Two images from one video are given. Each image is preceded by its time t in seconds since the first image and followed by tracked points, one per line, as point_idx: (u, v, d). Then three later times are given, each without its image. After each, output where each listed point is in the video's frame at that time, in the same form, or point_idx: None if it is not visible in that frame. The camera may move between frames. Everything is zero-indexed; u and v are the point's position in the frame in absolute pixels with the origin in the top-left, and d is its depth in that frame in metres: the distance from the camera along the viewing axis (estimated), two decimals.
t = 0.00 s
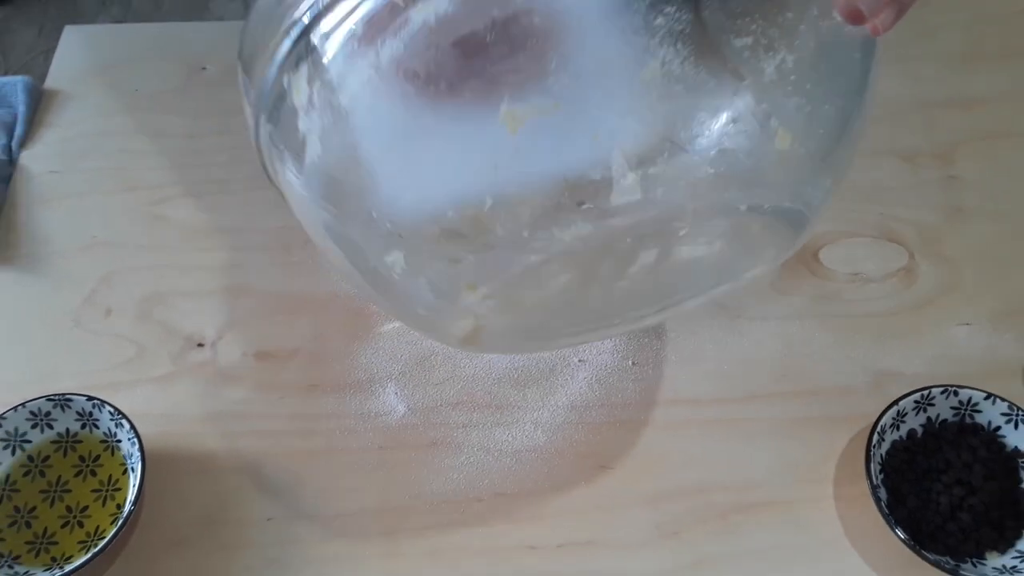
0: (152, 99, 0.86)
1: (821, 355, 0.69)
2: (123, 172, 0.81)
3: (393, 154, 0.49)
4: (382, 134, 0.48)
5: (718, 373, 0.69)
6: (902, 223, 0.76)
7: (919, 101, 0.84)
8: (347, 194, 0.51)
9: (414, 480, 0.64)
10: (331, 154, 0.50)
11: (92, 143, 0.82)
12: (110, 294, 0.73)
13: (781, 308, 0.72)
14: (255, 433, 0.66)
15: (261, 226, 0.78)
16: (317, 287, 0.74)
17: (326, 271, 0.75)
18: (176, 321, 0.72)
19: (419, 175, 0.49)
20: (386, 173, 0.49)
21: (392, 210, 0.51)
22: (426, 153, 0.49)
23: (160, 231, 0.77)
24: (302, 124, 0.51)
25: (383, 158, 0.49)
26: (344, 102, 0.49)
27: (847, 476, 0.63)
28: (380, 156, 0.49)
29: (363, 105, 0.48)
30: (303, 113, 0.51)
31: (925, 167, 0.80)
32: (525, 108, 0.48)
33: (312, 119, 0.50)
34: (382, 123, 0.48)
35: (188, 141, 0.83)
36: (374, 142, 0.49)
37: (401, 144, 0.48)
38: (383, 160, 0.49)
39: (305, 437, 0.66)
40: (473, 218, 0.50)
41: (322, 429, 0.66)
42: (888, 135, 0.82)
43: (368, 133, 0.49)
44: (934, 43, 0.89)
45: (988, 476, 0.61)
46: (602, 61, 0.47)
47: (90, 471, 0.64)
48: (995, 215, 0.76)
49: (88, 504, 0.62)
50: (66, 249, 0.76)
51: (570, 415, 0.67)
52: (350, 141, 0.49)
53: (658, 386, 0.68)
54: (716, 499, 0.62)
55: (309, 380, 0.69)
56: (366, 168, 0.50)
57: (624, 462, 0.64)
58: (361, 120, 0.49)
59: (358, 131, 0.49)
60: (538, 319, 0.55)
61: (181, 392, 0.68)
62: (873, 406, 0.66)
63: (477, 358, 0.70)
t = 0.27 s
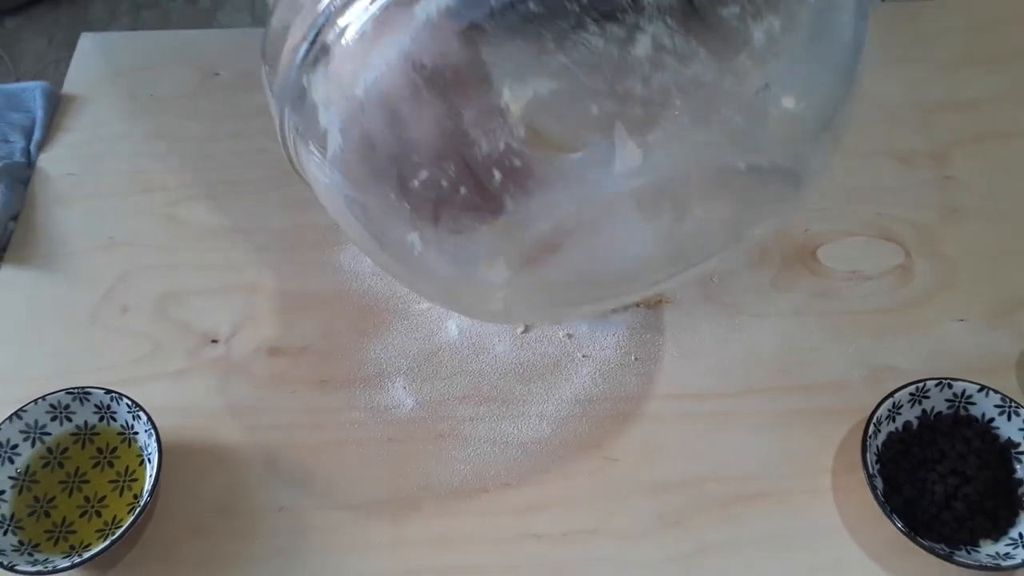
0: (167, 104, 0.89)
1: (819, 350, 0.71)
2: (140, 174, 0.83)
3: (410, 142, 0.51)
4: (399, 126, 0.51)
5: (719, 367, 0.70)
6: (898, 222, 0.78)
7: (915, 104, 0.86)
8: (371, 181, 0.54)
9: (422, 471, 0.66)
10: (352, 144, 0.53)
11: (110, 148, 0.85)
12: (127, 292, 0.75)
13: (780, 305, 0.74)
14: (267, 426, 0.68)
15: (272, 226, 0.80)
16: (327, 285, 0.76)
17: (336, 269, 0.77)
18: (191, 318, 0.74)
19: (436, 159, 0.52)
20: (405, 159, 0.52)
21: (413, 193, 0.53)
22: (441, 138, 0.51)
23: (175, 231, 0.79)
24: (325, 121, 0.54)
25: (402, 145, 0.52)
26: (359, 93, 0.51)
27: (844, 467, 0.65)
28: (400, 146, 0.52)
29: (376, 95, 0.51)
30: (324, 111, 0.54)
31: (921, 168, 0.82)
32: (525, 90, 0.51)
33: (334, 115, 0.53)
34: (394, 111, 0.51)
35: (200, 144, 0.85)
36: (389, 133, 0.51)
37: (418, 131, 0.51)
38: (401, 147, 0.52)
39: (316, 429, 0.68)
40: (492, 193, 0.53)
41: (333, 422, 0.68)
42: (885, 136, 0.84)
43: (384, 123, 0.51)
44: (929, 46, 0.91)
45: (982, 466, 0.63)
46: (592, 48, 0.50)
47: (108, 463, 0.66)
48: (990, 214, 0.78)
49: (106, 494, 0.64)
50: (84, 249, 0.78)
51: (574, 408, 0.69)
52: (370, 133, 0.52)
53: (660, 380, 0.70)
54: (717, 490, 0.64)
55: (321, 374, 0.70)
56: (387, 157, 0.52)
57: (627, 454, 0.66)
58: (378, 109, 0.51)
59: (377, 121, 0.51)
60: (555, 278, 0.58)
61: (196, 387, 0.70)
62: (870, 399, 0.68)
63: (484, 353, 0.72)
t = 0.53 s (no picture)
0: (172, 104, 0.90)
1: (813, 345, 0.72)
2: (146, 174, 0.85)
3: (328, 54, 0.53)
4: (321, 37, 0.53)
5: (714, 362, 0.72)
6: (890, 221, 0.80)
7: (908, 106, 0.88)
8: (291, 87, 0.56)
9: (423, 464, 0.67)
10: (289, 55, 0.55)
11: (117, 148, 0.86)
12: (133, 288, 0.77)
13: (774, 301, 0.75)
14: (271, 420, 0.69)
15: (275, 225, 0.81)
16: (330, 283, 0.77)
17: (339, 268, 0.78)
18: (196, 314, 0.75)
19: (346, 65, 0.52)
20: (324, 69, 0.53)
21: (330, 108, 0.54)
22: (365, 45, 0.51)
23: (179, 229, 0.81)
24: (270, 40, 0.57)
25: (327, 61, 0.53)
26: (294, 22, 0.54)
27: (837, 459, 0.66)
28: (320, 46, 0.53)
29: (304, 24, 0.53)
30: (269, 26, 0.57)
31: (913, 168, 0.83)
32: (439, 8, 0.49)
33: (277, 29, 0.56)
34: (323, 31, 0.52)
35: (205, 144, 0.87)
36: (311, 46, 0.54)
37: (340, 40, 0.52)
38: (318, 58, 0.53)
39: (319, 423, 0.69)
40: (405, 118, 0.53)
41: (335, 416, 0.69)
42: (877, 138, 0.86)
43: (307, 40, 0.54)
44: (921, 49, 0.93)
45: (972, 457, 0.64)
46: None
47: (115, 456, 0.67)
48: (980, 213, 0.80)
49: (113, 487, 0.65)
50: (91, 247, 0.79)
51: (573, 403, 0.70)
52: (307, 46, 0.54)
53: (656, 375, 0.71)
54: (712, 481, 0.65)
55: (323, 370, 0.72)
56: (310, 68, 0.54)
57: (624, 447, 0.67)
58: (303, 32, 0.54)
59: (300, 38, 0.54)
60: (490, 221, 0.57)
61: (201, 381, 0.71)
62: (863, 393, 0.69)
63: (484, 349, 0.73)
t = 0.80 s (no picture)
0: (179, 108, 0.92)
1: (808, 344, 0.73)
2: (153, 176, 0.86)
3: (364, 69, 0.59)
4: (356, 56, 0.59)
5: (712, 360, 0.73)
6: (884, 223, 0.81)
7: (902, 111, 0.89)
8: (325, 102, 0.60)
9: (426, 460, 0.68)
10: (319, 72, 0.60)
11: (124, 151, 0.88)
12: (141, 288, 0.78)
13: (771, 301, 0.76)
14: (276, 416, 0.70)
15: (280, 226, 0.82)
16: (335, 284, 0.78)
17: (343, 268, 0.80)
18: (202, 313, 0.76)
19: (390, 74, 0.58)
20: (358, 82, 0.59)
21: (365, 116, 0.60)
22: (389, 50, 0.58)
23: (186, 231, 0.82)
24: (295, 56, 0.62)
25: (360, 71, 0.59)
26: (324, 39, 0.60)
27: (832, 455, 0.67)
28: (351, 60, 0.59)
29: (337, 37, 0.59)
30: (292, 38, 0.62)
31: (907, 171, 0.85)
32: (479, 13, 0.56)
33: (301, 41, 0.61)
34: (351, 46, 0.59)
35: (211, 147, 0.88)
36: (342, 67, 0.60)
37: (374, 53, 0.59)
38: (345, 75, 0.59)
39: (324, 419, 0.70)
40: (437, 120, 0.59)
41: (340, 413, 0.70)
42: (871, 142, 0.87)
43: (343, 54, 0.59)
44: (915, 55, 0.94)
45: (964, 453, 0.65)
46: None
47: (122, 451, 0.68)
48: (972, 215, 0.81)
49: (121, 481, 0.66)
50: (100, 248, 0.81)
51: (573, 400, 0.71)
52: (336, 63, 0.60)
53: (654, 373, 0.73)
54: (710, 476, 0.66)
55: (328, 367, 0.73)
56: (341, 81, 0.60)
57: (624, 443, 0.68)
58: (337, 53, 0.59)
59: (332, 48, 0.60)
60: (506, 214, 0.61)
61: (208, 379, 0.72)
62: (857, 391, 0.70)
63: (485, 348, 0.75)
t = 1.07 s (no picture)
0: (186, 101, 0.93)
1: (809, 335, 0.74)
2: (161, 168, 0.87)
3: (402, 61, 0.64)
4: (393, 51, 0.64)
5: (714, 351, 0.74)
6: (885, 216, 0.82)
7: (903, 106, 0.90)
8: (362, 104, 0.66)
9: (430, 446, 0.69)
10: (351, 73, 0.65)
11: (132, 142, 0.89)
12: (149, 277, 0.79)
13: (773, 293, 0.77)
14: (282, 403, 0.71)
15: (286, 217, 0.83)
16: (340, 274, 0.79)
17: (348, 259, 0.80)
18: (209, 302, 0.77)
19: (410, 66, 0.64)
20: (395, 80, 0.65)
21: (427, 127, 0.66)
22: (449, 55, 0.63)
23: (194, 221, 0.83)
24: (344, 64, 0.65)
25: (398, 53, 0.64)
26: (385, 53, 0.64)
27: (832, 443, 0.68)
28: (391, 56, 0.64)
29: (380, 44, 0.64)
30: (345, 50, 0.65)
31: (908, 166, 0.86)
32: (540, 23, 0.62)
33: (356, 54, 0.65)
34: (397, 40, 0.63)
35: (219, 139, 0.89)
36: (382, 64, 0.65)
37: (411, 50, 0.63)
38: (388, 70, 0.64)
39: (330, 407, 0.71)
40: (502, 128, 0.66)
41: (346, 400, 0.71)
42: (872, 137, 0.88)
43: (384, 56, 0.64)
44: (917, 52, 0.95)
45: (963, 442, 0.66)
46: None
47: (130, 437, 0.68)
48: (972, 209, 0.82)
49: (128, 466, 0.67)
50: (109, 238, 0.82)
51: (576, 389, 0.72)
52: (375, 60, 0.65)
53: (657, 363, 0.73)
54: (712, 464, 0.67)
55: (334, 356, 0.74)
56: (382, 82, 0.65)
57: (626, 432, 0.69)
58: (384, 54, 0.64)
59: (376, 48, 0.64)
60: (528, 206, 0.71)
61: (215, 366, 0.73)
62: (858, 381, 0.71)
63: (488, 337, 0.75)
